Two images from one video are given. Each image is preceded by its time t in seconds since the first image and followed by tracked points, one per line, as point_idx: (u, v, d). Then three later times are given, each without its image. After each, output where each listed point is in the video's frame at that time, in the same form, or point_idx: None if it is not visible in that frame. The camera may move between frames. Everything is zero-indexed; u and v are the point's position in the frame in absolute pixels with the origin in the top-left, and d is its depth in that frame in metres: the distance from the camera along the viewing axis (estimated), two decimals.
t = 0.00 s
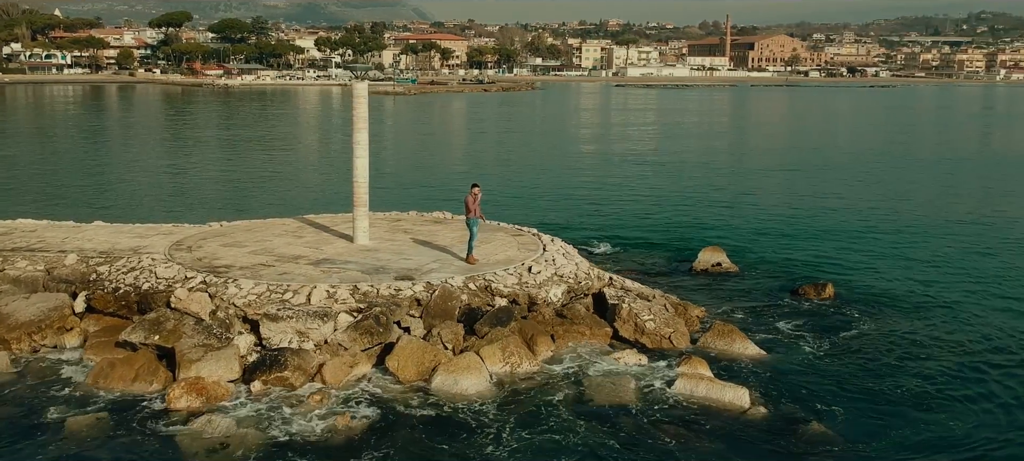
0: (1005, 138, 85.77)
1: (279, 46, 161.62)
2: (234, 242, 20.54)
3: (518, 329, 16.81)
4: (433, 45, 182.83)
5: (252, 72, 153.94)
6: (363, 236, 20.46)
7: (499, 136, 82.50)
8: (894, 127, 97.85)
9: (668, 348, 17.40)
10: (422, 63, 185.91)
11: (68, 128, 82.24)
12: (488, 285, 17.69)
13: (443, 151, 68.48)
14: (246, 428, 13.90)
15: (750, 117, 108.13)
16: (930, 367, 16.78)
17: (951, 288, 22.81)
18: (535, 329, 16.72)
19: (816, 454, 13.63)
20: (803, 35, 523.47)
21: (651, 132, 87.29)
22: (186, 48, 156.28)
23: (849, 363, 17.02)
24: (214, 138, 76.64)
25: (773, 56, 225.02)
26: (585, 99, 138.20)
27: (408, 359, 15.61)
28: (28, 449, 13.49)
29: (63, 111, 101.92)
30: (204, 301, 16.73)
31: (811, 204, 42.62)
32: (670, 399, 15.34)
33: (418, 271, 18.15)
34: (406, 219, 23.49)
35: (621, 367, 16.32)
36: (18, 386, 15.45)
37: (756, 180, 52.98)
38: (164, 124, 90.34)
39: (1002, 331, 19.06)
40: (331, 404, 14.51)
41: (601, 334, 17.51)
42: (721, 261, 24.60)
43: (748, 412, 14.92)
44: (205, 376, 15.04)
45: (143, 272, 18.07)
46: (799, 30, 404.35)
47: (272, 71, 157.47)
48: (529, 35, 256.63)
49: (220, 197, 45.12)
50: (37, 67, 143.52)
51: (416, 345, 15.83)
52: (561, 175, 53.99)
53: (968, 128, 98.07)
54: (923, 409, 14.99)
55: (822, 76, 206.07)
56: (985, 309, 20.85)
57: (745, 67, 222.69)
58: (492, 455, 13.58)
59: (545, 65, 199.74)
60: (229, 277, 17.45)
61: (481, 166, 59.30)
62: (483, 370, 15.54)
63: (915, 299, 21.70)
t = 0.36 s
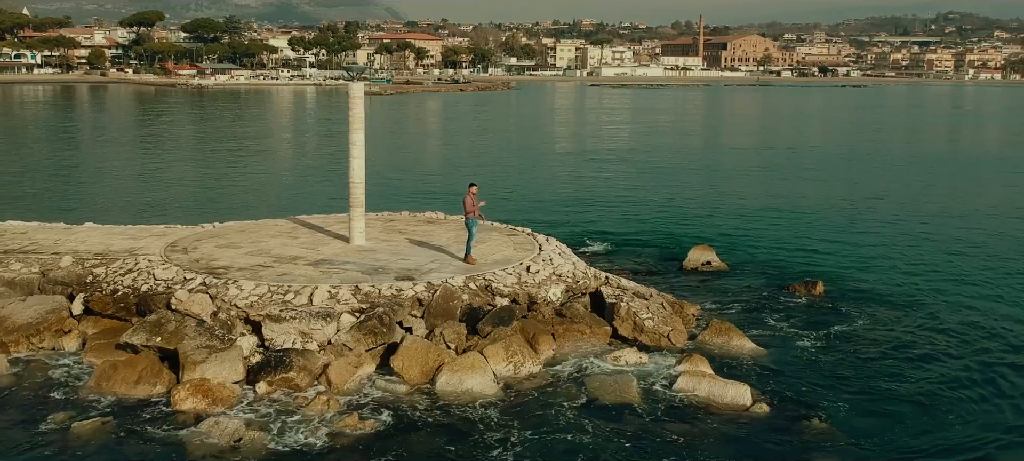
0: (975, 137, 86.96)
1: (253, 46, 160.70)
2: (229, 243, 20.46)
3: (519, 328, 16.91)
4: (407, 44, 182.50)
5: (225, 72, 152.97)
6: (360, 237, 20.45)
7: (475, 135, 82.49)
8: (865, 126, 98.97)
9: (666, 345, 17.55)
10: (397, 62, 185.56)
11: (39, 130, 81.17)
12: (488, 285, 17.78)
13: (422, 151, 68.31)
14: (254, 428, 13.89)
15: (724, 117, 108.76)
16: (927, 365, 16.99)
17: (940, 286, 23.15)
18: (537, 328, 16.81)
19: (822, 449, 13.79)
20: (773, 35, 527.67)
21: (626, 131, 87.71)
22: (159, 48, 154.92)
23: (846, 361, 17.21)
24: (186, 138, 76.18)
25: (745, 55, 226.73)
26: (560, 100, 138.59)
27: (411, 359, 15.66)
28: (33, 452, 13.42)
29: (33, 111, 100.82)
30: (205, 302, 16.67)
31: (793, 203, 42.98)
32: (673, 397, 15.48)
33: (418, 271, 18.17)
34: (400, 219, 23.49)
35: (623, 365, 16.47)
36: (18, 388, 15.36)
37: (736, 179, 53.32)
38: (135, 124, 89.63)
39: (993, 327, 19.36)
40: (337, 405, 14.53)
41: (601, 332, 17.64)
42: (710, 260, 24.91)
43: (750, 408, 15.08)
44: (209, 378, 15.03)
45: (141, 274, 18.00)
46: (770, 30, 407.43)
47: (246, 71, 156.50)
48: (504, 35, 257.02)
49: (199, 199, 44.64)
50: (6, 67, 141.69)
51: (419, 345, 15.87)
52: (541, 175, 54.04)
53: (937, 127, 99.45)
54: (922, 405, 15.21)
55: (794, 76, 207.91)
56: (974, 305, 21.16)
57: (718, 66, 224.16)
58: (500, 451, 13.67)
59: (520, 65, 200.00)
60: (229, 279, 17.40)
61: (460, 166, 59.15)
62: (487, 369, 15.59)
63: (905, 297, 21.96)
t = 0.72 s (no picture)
0: (948, 136, 88.16)
1: (228, 46, 159.74)
2: (225, 246, 20.38)
3: (521, 329, 16.99)
4: (384, 44, 182.11)
5: (201, 72, 151.93)
6: (356, 239, 20.44)
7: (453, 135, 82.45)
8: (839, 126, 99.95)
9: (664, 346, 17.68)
10: (374, 62, 185.17)
11: (10, 130, 80.01)
12: (488, 286, 17.85)
13: (401, 151, 68.17)
14: (261, 431, 13.90)
15: (699, 117, 109.44)
16: (921, 363, 17.25)
17: (928, 285, 23.50)
18: (538, 329, 16.92)
19: (826, 448, 13.97)
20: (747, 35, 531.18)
21: (606, 131, 88.01)
22: (133, 47, 153.57)
23: (843, 360, 17.43)
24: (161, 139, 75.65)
25: (721, 55, 228.09)
26: (538, 100, 138.84)
27: (415, 361, 15.71)
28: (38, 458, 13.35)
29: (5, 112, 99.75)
30: (206, 305, 16.62)
31: (775, 203, 43.35)
32: (675, 397, 15.61)
33: (418, 272, 18.21)
34: (394, 221, 23.51)
35: (623, 365, 16.62)
36: (20, 394, 15.27)
37: (717, 178, 53.69)
38: (109, 125, 88.84)
39: (984, 326, 19.69)
40: (343, 408, 14.56)
41: (600, 332, 17.77)
42: (701, 259, 25.13)
43: (751, 409, 15.24)
44: (214, 381, 15.00)
45: (139, 277, 17.92)
46: (744, 30, 410.27)
47: (222, 71, 155.54)
48: (480, 34, 256.86)
49: (176, 201, 44.00)
50: None
51: (423, 347, 15.93)
52: (523, 176, 54.11)
53: (911, 126, 100.58)
54: (922, 404, 15.43)
55: (769, 76, 209.41)
56: (963, 304, 21.49)
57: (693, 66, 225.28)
58: (507, 452, 13.77)
59: (497, 65, 200.14)
60: (229, 281, 17.37)
61: (441, 166, 59.06)
62: (490, 370, 15.68)
63: (894, 297, 22.24)
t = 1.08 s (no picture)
0: (918, 135, 89.39)
1: (201, 46, 158.67)
2: (220, 249, 20.32)
3: (523, 332, 17.12)
4: (359, 44, 181.66)
5: (174, 72, 150.79)
6: (353, 242, 20.48)
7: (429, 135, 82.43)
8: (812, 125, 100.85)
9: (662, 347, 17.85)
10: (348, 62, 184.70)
11: None
12: (489, 290, 17.94)
13: (379, 151, 68.05)
14: (270, 437, 13.92)
15: (674, 117, 110.03)
16: (915, 363, 17.53)
17: (917, 286, 23.87)
18: (539, 332, 17.04)
19: (830, 449, 14.18)
20: (719, 34, 534.70)
21: (583, 131, 88.36)
22: (105, 47, 152.11)
23: (839, 361, 17.67)
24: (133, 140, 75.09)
25: (694, 55, 229.55)
26: (514, 99, 139.06)
27: (420, 365, 15.78)
28: None
29: None
30: (208, 311, 16.57)
31: (756, 203, 43.72)
32: (676, 400, 15.78)
33: (417, 276, 18.27)
34: (387, 223, 23.55)
35: (624, 368, 16.80)
36: (22, 404, 15.19)
37: (697, 178, 54.05)
38: (80, 126, 88.02)
39: (974, 326, 20.04)
40: (350, 414, 14.61)
41: (599, 334, 17.92)
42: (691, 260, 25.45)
43: (753, 409, 15.44)
44: (219, 387, 14.99)
45: (138, 282, 17.83)
46: (716, 30, 412.79)
47: (195, 71, 154.49)
48: (454, 34, 256.84)
49: (156, 205, 43.61)
50: None
51: (427, 351, 16.00)
52: (503, 176, 54.21)
53: (882, 125, 101.65)
54: (919, 403, 15.68)
55: (742, 76, 211.00)
56: (952, 304, 21.86)
57: (667, 66, 226.48)
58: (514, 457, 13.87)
59: (472, 64, 200.35)
60: (230, 286, 17.34)
61: (421, 166, 59.06)
62: (494, 373, 15.77)
63: (882, 298, 22.58)
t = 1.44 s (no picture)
0: (891, 134, 90.62)
1: (174, 46, 157.46)
2: (217, 253, 20.25)
3: (524, 335, 17.23)
4: (333, 44, 181.09)
5: (147, 73, 149.55)
6: (350, 246, 20.47)
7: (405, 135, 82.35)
8: (785, 124, 101.73)
9: (660, 349, 18.01)
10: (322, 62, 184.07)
11: None
12: (489, 292, 18.04)
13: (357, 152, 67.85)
14: (278, 443, 13.94)
15: (649, 116, 110.59)
16: (911, 364, 17.79)
17: (906, 286, 24.21)
18: (541, 334, 17.16)
19: (833, 450, 14.38)
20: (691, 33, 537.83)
21: (559, 131, 88.67)
22: (76, 47, 150.52)
23: (836, 361, 17.90)
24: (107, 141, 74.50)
25: (668, 55, 230.86)
26: (488, 99, 139.25)
27: (425, 368, 15.83)
28: None
29: None
30: (210, 316, 16.51)
31: (735, 203, 44.07)
32: (678, 401, 15.94)
33: (417, 279, 18.32)
34: (380, 226, 23.58)
35: (624, 369, 16.98)
36: (25, 411, 15.12)
37: (678, 177, 54.33)
38: (51, 126, 87.05)
39: (964, 326, 20.38)
40: (356, 419, 14.64)
41: (599, 336, 18.05)
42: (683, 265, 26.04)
43: (755, 409, 15.65)
44: (225, 391, 14.98)
45: (138, 287, 17.75)
46: (689, 30, 416.43)
47: (168, 71, 153.37)
48: (429, 34, 256.48)
49: (137, 208, 43.26)
50: None
51: (432, 354, 16.07)
52: (483, 176, 54.24)
53: (854, 124, 102.65)
54: (916, 403, 15.96)
55: (715, 76, 212.42)
56: (941, 304, 22.21)
57: (641, 66, 227.58)
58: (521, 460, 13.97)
59: (447, 64, 200.33)
60: (230, 290, 17.31)
61: (401, 166, 58.99)
62: (498, 376, 15.85)
63: (871, 298, 22.88)
